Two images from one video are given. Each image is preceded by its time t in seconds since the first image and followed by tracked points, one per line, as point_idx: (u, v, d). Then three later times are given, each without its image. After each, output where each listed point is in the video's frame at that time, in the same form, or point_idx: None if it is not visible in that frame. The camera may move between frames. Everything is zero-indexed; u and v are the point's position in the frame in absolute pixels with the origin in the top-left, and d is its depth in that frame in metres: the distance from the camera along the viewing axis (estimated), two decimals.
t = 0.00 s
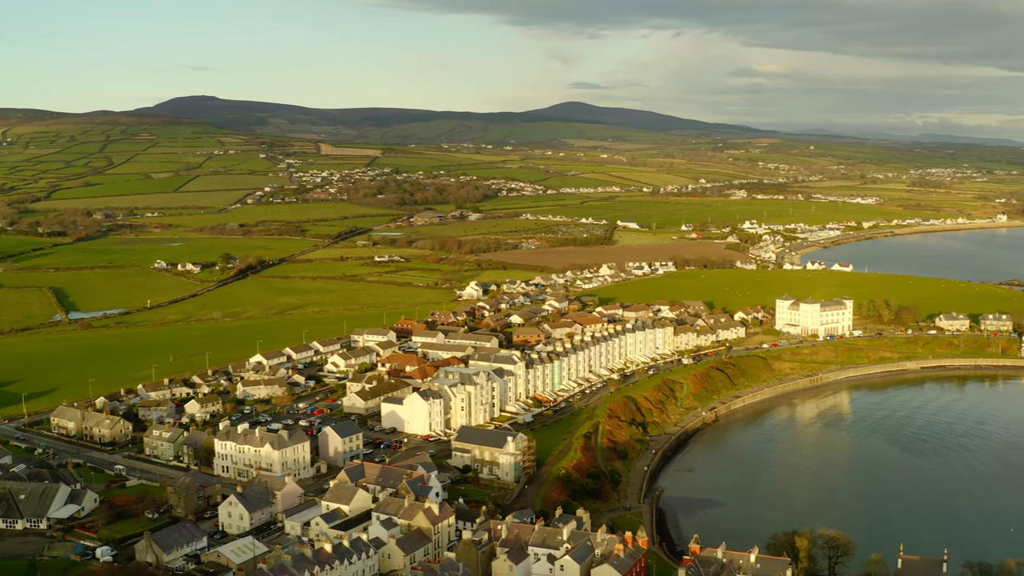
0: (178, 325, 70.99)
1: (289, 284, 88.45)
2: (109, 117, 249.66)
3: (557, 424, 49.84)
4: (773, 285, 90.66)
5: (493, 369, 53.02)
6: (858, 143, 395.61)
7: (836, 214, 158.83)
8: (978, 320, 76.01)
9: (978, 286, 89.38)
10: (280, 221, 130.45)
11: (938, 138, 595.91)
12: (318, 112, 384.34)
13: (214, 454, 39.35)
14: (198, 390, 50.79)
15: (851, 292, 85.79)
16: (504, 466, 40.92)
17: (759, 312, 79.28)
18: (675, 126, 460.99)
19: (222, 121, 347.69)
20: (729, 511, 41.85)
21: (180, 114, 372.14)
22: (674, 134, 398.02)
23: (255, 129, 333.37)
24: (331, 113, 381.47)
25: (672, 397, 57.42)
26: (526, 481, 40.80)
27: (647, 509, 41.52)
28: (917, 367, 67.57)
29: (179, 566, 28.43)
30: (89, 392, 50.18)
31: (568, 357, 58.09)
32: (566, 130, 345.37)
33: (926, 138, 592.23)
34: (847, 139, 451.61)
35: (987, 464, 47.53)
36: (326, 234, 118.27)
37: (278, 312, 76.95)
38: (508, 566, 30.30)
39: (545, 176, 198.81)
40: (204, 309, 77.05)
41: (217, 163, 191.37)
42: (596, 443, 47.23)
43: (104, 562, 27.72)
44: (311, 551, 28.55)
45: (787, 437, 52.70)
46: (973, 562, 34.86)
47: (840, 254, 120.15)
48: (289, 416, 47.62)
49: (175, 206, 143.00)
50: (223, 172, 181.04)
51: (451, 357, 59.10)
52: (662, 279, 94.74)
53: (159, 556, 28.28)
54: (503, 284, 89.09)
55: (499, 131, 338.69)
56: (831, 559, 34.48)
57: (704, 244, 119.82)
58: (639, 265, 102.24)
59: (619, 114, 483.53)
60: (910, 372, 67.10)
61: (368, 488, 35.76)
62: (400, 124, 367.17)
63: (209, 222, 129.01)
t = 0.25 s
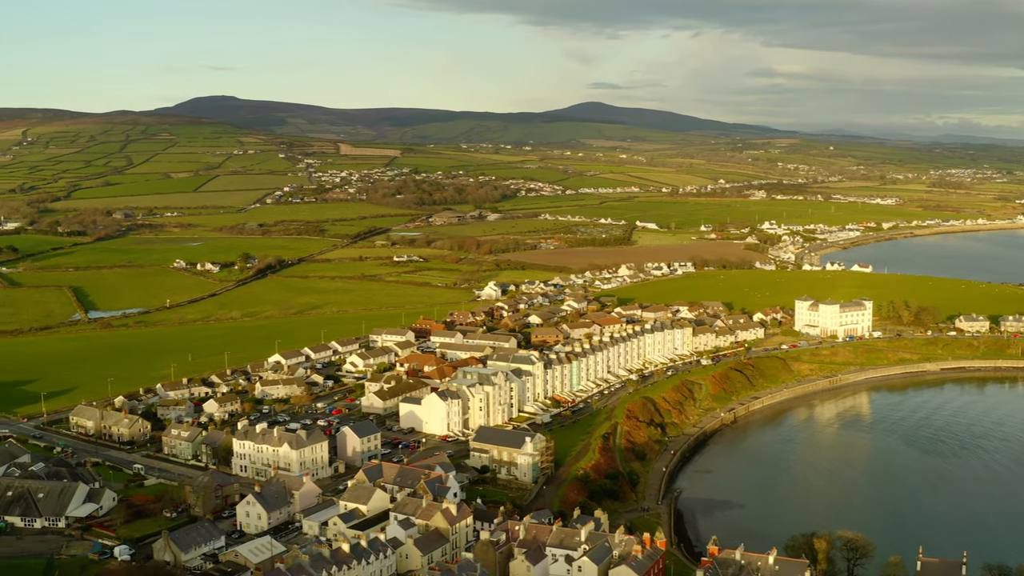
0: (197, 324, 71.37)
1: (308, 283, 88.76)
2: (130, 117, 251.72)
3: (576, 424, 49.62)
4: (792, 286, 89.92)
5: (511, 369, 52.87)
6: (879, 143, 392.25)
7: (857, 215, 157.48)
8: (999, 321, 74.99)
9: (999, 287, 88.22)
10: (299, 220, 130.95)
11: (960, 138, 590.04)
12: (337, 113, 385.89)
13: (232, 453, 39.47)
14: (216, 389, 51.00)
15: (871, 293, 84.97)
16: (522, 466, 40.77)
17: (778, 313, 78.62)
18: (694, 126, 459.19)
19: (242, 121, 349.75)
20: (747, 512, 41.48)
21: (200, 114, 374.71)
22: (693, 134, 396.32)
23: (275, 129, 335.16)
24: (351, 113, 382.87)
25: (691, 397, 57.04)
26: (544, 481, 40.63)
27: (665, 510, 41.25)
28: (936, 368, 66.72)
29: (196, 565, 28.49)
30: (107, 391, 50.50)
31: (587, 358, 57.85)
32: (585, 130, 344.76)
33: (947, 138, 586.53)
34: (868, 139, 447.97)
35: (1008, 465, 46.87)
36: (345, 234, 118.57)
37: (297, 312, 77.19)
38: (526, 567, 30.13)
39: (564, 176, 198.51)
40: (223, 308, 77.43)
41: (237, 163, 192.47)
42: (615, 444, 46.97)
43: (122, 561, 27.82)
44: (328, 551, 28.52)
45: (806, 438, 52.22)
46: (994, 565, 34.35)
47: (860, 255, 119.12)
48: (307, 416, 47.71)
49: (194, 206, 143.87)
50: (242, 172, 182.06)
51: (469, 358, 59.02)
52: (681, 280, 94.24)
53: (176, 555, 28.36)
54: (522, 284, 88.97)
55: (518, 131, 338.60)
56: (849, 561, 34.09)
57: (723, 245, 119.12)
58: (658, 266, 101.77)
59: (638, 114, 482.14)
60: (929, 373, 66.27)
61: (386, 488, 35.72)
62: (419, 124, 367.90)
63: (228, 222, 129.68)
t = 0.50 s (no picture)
0: (215, 323, 71.77)
1: (326, 283, 89.07)
2: (150, 117, 253.72)
3: (594, 425, 49.41)
4: (811, 287, 89.19)
5: (529, 370, 52.73)
6: (900, 143, 387.84)
7: (876, 215, 156.15)
8: (1019, 323, 74.04)
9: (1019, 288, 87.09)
10: (318, 220, 131.45)
11: (983, 138, 584.00)
12: (356, 112, 387.31)
13: (250, 452, 39.58)
14: (235, 388, 51.22)
15: (890, 294, 84.14)
16: (540, 467, 40.62)
17: (797, 313, 77.99)
18: (712, 126, 457.35)
19: (262, 121, 351.70)
20: (766, 513, 41.16)
21: (220, 114, 377.12)
22: (712, 133, 394.56)
23: (294, 128, 336.77)
24: (369, 113, 384.00)
25: (709, 398, 56.66)
26: (562, 482, 40.46)
27: (683, 511, 40.98)
28: (956, 370, 65.94)
29: (214, 564, 28.59)
30: (126, 390, 50.84)
31: (605, 358, 57.61)
32: (604, 130, 343.95)
33: (968, 138, 580.97)
34: (889, 139, 444.32)
35: None
36: (364, 234, 118.83)
37: (315, 311, 77.43)
38: (544, 567, 29.99)
39: (582, 176, 198.16)
40: (242, 307, 77.80)
41: (256, 162, 193.51)
42: (633, 444, 46.70)
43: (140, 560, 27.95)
44: (346, 551, 28.51)
45: (826, 439, 51.77)
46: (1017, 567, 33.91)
47: (880, 256, 118.05)
48: (325, 415, 47.81)
49: (213, 205, 144.73)
50: (262, 172, 182.99)
51: (487, 357, 58.96)
52: (699, 280, 93.75)
53: (194, 554, 28.46)
54: (541, 284, 88.84)
55: (537, 131, 338.38)
56: (869, 563, 33.75)
57: (742, 245, 118.48)
58: (677, 266, 101.31)
59: (657, 115, 480.52)
60: (949, 375, 65.49)
61: (403, 488, 35.69)
62: (438, 124, 368.46)
63: (247, 222, 130.36)
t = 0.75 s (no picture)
0: (234, 323, 72.15)
1: (346, 283, 89.35)
2: (170, 117, 255.64)
3: (612, 426, 49.17)
4: (831, 287, 88.44)
5: (547, 370, 52.55)
6: (921, 143, 384.18)
7: (896, 216, 154.77)
8: None
9: None
10: (337, 220, 131.92)
11: (1005, 139, 578.42)
12: (375, 112, 388.59)
13: (269, 452, 39.67)
14: (253, 388, 51.44)
15: (910, 295, 83.31)
16: (558, 467, 40.45)
17: (816, 314, 77.34)
18: (731, 126, 455.22)
19: (281, 121, 353.60)
20: (785, 515, 40.74)
21: (240, 114, 379.42)
22: (731, 133, 392.65)
23: (314, 128, 338.29)
24: (388, 113, 385.03)
25: (728, 399, 56.26)
26: (579, 483, 40.29)
27: (701, 512, 40.69)
28: (976, 372, 65.13)
29: (232, 563, 28.66)
30: (145, 390, 51.16)
31: (624, 358, 57.32)
32: (623, 130, 343.04)
33: (990, 139, 575.05)
34: (911, 139, 440.30)
35: None
36: (383, 234, 119.09)
37: (334, 311, 77.63)
38: (561, 568, 29.85)
39: (601, 177, 197.78)
40: (261, 307, 78.13)
41: (276, 162, 194.50)
42: (651, 445, 46.42)
43: (158, 560, 28.07)
44: (363, 551, 28.49)
45: (844, 441, 51.23)
46: None
47: (900, 257, 116.95)
48: (343, 415, 47.88)
49: (233, 205, 145.62)
50: (281, 172, 183.90)
51: (506, 358, 58.88)
52: (717, 281, 93.26)
53: (212, 553, 28.55)
54: (559, 284, 88.72)
55: (556, 131, 338.01)
56: (887, 565, 33.34)
57: (761, 246, 117.71)
58: (696, 267, 100.78)
59: (676, 115, 478.62)
60: (969, 376, 64.70)
61: (421, 488, 35.65)
62: (457, 124, 368.87)
63: (266, 221, 131.11)
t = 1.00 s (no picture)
0: (252, 322, 72.51)
1: (365, 282, 89.53)
2: (190, 117, 257.44)
3: (630, 426, 48.94)
4: (850, 288, 87.57)
5: (565, 370, 52.37)
6: (943, 142, 380.21)
7: (916, 216, 153.16)
8: None
9: None
10: (356, 220, 132.28)
11: None
12: (394, 112, 389.56)
13: (287, 451, 39.78)
14: (271, 387, 51.62)
15: (930, 296, 82.36)
16: (576, 467, 40.28)
17: (836, 315, 76.65)
18: (751, 126, 452.66)
19: (300, 121, 355.17)
20: (804, 516, 40.34)
21: (260, 113, 381.54)
22: (751, 133, 390.37)
23: (333, 128, 339.57)
24: (407, 113, 385.84)
25: (746, 400, 55.86)
26: (597, 483, 40.10)
27: (720, 513, 40.39)
28: (996, 373, 64.31)
29: (250, 562, 28.74)
30: (163, 388, 51.48)
31: (642, 359, 57.05)
32: (642, 130, 341.86)
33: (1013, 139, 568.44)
34: (933, 138, 435.81)
35: None
36: (402, 234, 119.24)
37: (352, 310, 77.79)
38: (579, 569, 29.70)
39: (620, 176, 197.11)
40: (279, 306, 78.44)
41: (295, 162, 195.37)
42: (669, 446, 46.13)
43: (176, 559, 28.18)
44: (381, 551, 28.46)
45: (864, 441, 50.72)
46: None
47: (920, 257, 115.72)
48: (361, 414, 47.93)
49: (251, 205, 146.36)
50: (300, 171, 184.63)
51: (524, 358, 58.77)
52: (736, 281, 92.64)
53: (230, 552, 28.65)
54: (578, 284, 88.47)
55: (574, 131, 337.38)
56: (906, 568, 32.95)
57: (780, 246, 116.81)
58: (714, 267, 100.12)
59: (695, 114, 476.44)
60: (989, 377, 63.89)
61: (439, 488, 35.61)
62: (475, 124, 369.06)
63: (285, 221, 131.68)
